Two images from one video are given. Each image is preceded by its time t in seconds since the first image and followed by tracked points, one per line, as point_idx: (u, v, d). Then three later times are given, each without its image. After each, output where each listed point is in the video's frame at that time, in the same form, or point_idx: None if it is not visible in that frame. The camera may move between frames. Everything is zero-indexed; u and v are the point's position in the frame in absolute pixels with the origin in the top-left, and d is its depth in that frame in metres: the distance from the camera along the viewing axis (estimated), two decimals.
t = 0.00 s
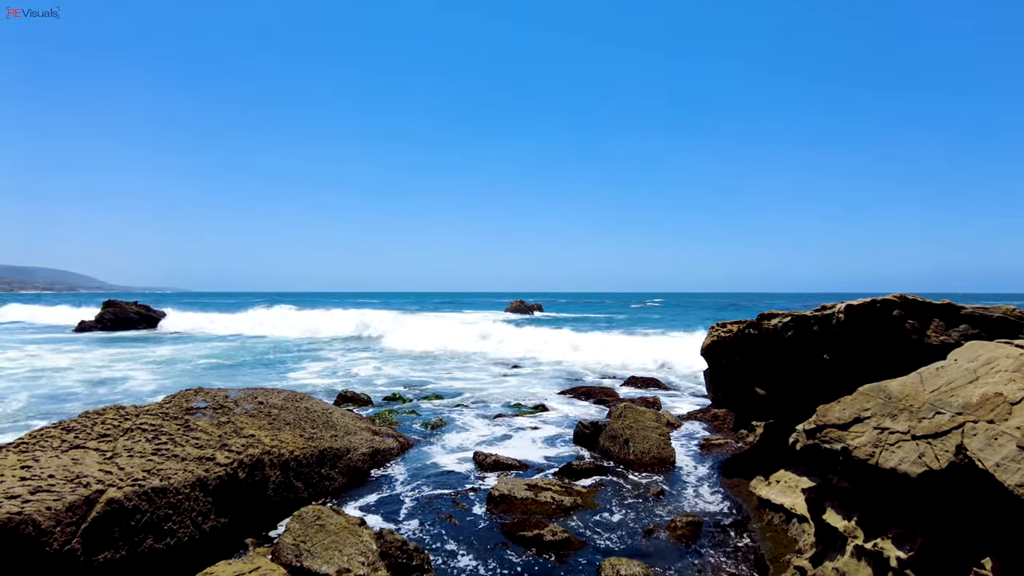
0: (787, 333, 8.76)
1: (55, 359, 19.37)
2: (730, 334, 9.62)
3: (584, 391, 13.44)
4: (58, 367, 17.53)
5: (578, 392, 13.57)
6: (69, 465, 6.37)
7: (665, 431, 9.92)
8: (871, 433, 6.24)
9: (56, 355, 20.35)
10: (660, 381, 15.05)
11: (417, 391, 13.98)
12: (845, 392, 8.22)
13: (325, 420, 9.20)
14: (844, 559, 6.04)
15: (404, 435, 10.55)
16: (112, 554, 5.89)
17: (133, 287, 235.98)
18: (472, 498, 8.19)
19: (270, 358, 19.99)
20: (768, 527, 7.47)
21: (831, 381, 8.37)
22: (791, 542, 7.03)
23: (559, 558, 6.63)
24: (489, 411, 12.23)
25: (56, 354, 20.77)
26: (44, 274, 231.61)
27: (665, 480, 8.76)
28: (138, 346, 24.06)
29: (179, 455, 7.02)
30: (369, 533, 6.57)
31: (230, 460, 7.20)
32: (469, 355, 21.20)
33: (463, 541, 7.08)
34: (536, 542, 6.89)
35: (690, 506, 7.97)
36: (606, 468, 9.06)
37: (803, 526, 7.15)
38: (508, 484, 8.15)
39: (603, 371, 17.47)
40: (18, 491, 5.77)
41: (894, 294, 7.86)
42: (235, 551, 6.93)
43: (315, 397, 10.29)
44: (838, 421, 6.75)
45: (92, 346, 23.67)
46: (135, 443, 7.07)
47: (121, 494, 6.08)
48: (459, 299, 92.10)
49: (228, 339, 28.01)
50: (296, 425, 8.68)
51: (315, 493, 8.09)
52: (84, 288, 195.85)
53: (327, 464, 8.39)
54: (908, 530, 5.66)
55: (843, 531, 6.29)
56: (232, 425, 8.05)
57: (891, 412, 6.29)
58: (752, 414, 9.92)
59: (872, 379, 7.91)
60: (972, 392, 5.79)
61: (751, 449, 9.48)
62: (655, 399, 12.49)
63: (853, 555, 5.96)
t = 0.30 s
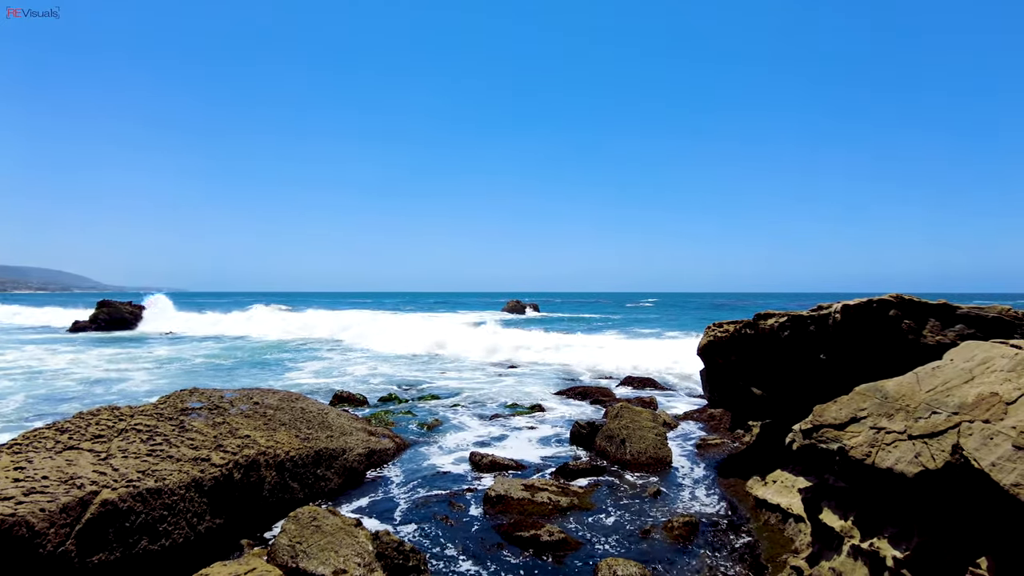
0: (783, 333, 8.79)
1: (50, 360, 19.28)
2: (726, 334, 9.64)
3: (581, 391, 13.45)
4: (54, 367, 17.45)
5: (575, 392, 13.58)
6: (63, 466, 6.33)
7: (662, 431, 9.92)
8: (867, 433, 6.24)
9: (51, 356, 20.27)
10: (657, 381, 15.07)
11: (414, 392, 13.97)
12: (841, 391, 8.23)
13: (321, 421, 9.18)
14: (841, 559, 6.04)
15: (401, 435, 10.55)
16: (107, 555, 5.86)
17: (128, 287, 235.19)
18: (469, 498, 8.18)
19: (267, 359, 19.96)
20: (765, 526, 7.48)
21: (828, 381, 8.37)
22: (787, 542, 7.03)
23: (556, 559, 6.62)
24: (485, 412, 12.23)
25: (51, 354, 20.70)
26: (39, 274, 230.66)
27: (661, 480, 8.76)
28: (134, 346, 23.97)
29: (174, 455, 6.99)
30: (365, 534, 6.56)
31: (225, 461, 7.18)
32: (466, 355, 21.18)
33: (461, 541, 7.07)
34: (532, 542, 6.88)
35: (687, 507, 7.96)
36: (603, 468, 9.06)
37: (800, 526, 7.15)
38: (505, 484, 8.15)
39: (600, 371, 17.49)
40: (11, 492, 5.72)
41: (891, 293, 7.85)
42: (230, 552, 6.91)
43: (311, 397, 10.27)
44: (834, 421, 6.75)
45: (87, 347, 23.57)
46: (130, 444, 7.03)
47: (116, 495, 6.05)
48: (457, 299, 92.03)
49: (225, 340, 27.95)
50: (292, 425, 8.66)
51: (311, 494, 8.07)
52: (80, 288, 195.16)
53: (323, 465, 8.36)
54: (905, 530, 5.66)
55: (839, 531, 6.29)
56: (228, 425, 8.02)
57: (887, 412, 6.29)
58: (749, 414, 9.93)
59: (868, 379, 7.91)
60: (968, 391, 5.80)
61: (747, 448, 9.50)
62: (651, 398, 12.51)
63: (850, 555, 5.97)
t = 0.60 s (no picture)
0: (781, 333, 8.80)
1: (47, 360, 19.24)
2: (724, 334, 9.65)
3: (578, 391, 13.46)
4: (52, 368, 17.41)
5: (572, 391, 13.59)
6: (59, 467, 6.31)
7: (659, 431, 9.92)
8: (864, 433, 6.24)
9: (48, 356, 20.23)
10: (654, 381, 15.09)
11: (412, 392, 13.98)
12: (838, 391, 8.24)
13: (318, 421, 9.16)
14: (839, 559, 6.03)
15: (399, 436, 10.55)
16: (103, 556, 5.85)
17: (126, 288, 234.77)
18: (466, 499, 8.17)
19: (265, 359, 19.94)
20: (762, 526, 7.49)
21: (825, 381, 8.38)
22: (784, 542, 7.04)
23: (554, 559, 6.62)
24: (483, 412, 12.23)
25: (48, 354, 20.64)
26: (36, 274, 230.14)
27: (659, 480, 8.76)
28: (132, 347, 23.93)
29: (171, 456, 6.97)
30: (362, 534, 6.55)
31: (222, 461, 7.16)
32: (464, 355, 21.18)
33: (458, 542, 7.06)
34: (530, 542, 6.87)
35: (684, 507, 7.96)
36: (601, 468, 9.06)
37: (797, 525, 7.15)
38: (503, 484, 8.15)
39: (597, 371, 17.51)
40: (6, 493, 5.69)
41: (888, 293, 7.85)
42: (227, 552, 6.90)
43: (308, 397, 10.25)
44: (832, 421, 6.75)
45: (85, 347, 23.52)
46: (126, 445, 7.01)
47: (112, 496, 6.03)
48: (455, 299, 92.04)
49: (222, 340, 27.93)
50: (289, 425, 8.65)
51: (308, 494, 8.06)
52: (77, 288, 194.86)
53: (320, 465, 8.35)
54: (902, 529, 5.67)
55: (836, 531, 6.29)
56: (225, 426, 8.00)
57: (884, 412, 6.30)
58: (746, 414, 9.94)
59: (865, 379, 7.92)
60: (965, 391, 5.80)
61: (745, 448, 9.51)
62: (648, 398, 12.52)
63: (847, 555, 5.97)
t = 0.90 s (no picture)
0: (778, 333, 8.81)
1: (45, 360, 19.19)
2: (722, 334, 9.65)
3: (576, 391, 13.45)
4: (49, 368, 17.37)
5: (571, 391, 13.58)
6: (55, 467, 6.29)
7: (657, 430, 9.92)
8: (862, 433, 6.25)
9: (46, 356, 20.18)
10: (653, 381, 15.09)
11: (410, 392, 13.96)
12: (836, 391, 8.24)
13: (316, 422, 9.15)
14: (836, 558, 6.04)
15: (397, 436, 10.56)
16: (100, 557, 5.83)
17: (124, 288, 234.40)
18: (464, 499, 8.17)
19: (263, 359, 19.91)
20: (760, 526, 7.49)
21: (823, 381, 8.38)
22: (782, 541, 7.04)
23: (552, 559, 6.61)
24: (481, 412, 12.22)
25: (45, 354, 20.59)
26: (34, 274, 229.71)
27: (657, 480, 8.76)
28: (130, 346, 23.88)
29: (168, 456, 6.96)
30: (359, 535, 6.56)
31: (219, 461, 7.15)
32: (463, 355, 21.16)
33: (456, 542, 7.04)
34: (528, 542, 6.87)
35: (682, 507, 7.96)
36: (599, 468, 9.06)
37: (795, 525, 7.16)
38: (501, 484, 8.14)
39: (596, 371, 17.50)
40: (2, 494, 5.68)
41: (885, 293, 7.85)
42: (224, 553, 6.89)
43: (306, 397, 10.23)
44: (829, 420, 6.76)
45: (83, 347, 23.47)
46: (123, 445, 7.00)
47: (108, 496, 6.01)
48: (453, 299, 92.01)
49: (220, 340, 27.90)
50: (286, 426, 8.63)
51: (305, 495, 8.05)
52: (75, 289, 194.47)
53: (317, 465, 8.34)
54: (899, 529, 5.67)
55: (834, 531, 6.29)
56: (222, 426, 7.99)
57: (882, 412, 6.30)
58: (744, 414, 9.94)
59: (863, 378, 7.92)
60: (962, 391, 5.81)
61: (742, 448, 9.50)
62: (646, 398, 12.51)
63: (844, 555, 5.97)
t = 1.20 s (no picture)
0: (777, 333, 8.81)
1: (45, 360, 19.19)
2: (720, 334, 9.64)
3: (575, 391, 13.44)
4: (47, 368, 17.34)
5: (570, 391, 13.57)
6: (53, 468, 6.28)
7: (656, 430, 9.91)
8: (861, 432, 6.24)
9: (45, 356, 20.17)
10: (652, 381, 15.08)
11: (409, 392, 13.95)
12: (834, 391, 8.24)
13: (314, 422, 9.14)
14: (835, 558, 6.03)
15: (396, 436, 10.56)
16: (98, 557, 5.83)
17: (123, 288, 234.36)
18: (462, 499, 8.17)
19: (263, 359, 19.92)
20: (759, 526, 7.48)
21: (821, 380, 8.38)
22: (781, 541, 7.04)
23: (551, 558, 6.61)
24: (480, 412, 12.20)
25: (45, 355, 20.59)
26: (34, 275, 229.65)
27: (656, 480, 8.76)
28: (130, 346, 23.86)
29: (166, 456, 6.95)
30: (358, 535, 6.56)
31: (217, 462, 7.14)
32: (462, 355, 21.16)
33: (455, 542, 7.04)
34: (527, 542, 6.86)
35: (681, 506, 7.97)
36: (598, 468, 9.05)
37: (794, 525, 7.16)
38: (500, 484, 8.13)
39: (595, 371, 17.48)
40: None
41: (884, 292, 7.86)
42: (222, 553, 6.88)
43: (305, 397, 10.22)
44: (828, 420, 6.75)
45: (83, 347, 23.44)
46: (121, 445, 6.99)
47: (106, 497, 6.00)
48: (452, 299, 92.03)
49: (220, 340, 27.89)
50: (284, 426, 8.62)
51: (304, 495, 8.04)
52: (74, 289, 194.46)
53: (316, 465, 8.33)
54: (898, 529, 5.67)
55: (833, 531, 6.28)
56: (220, 426, 7.98)
57: (880, 412, 6.30)
58: (743, 413, 9.94)
59: (862, 378, 7.92)
60: (961, 390, 5.81)
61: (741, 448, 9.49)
62: (645, 398, 12.50)
63: (843, 554, 5.97)
